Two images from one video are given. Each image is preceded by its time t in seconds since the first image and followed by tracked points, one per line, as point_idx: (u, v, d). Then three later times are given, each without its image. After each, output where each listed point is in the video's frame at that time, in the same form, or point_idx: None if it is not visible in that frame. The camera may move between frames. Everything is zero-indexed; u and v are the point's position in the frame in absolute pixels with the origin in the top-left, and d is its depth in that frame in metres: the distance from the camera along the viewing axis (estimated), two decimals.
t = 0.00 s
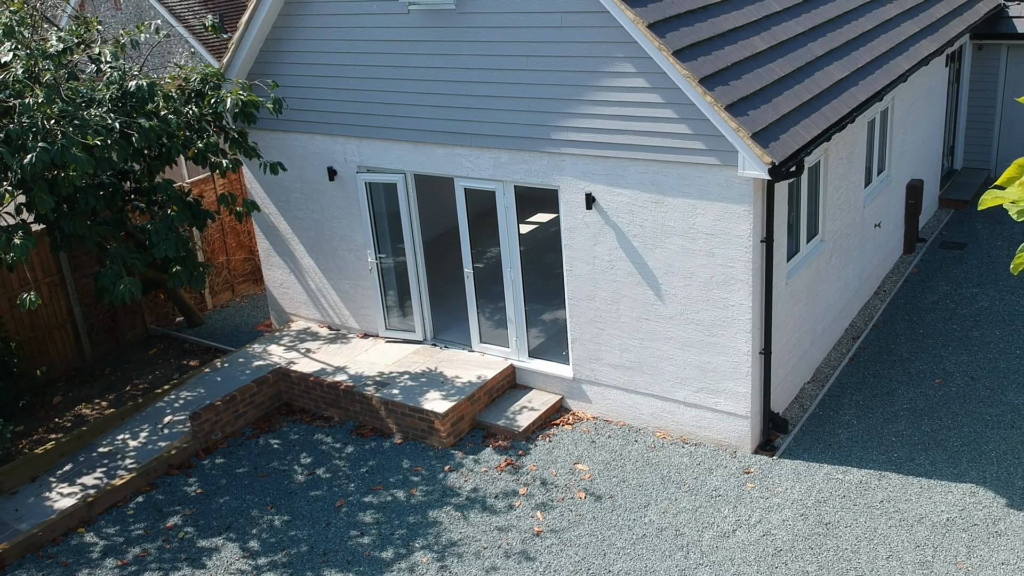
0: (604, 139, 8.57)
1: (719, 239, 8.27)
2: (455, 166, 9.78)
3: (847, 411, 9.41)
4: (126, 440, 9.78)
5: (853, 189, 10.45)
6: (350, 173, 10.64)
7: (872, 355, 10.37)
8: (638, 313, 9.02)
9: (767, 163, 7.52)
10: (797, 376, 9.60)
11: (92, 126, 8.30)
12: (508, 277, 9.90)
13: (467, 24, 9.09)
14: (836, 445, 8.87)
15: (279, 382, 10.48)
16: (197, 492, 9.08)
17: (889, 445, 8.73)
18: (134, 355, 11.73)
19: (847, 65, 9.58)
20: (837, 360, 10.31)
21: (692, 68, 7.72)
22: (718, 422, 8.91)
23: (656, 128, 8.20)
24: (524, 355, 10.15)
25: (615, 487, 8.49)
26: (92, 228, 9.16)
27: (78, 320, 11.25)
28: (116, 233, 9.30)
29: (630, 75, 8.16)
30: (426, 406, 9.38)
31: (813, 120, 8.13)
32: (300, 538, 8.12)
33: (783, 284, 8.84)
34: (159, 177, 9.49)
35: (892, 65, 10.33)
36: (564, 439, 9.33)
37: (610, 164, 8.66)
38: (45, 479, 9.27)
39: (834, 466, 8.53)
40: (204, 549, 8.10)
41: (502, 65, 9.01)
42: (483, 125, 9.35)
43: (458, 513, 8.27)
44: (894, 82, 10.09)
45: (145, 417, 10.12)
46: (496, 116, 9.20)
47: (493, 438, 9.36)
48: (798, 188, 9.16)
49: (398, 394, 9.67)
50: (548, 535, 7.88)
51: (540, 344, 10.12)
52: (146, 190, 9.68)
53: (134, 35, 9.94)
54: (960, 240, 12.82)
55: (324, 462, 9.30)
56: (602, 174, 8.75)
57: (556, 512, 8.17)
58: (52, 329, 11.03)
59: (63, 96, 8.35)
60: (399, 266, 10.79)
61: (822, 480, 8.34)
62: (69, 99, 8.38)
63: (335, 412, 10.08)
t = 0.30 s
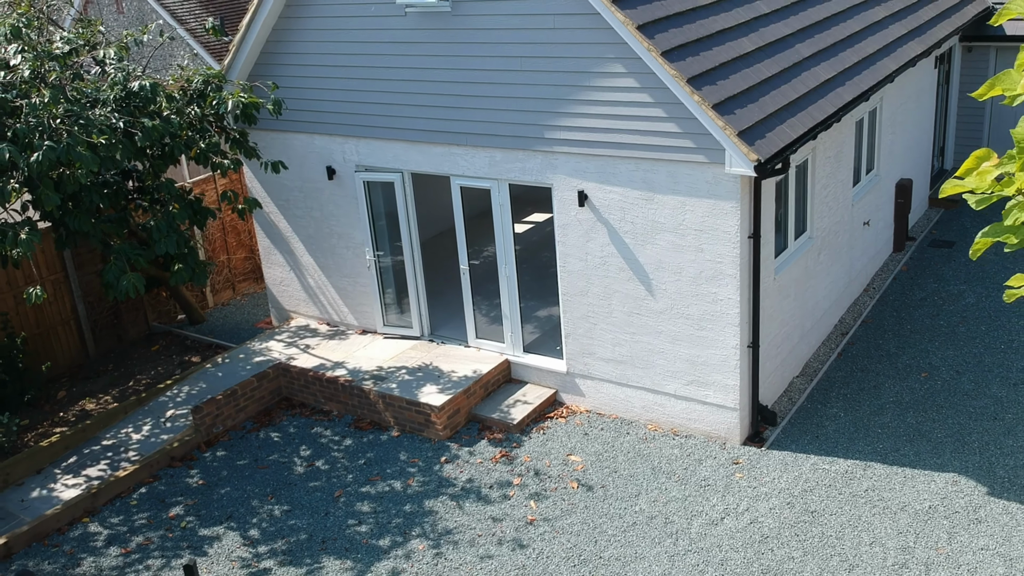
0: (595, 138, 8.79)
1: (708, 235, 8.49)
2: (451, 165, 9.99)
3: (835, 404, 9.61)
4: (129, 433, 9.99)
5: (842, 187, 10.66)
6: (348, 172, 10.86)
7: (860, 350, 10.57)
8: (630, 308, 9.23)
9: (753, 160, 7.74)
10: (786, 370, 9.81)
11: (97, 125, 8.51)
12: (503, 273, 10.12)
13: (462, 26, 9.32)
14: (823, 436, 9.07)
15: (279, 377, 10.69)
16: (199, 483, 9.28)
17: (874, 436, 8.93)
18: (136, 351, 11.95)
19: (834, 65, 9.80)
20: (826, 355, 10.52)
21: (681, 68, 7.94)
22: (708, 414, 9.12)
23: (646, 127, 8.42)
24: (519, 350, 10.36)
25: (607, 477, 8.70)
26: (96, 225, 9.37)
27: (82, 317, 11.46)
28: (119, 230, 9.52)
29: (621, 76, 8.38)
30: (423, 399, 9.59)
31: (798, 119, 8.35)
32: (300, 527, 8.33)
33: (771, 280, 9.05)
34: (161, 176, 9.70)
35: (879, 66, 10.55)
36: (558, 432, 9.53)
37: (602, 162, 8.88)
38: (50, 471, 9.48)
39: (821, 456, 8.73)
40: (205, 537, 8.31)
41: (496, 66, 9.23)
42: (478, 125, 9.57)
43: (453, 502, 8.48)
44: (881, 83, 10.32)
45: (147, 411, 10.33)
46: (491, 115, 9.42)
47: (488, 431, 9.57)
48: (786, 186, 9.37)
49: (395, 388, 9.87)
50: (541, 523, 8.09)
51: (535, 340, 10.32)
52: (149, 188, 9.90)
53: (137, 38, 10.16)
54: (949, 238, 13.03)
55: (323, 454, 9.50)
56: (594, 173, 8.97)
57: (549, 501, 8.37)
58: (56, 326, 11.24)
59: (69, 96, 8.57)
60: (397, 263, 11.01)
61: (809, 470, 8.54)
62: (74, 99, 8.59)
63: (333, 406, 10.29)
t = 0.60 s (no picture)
0: (592, 137, 9.02)
1: (701, 231, 8.72)
2: (452, 164, 10.23)
3: (827, 397, 9.83)
4: (137, 427, 10.20)
5: (834, 186, 10.89)
6: (351, 172, 11.10)
7: (853, 345, 10.79)
8: (626, 303, 9.45)
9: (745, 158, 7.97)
10: (780, 365, 10.02)
11: (107, 126, 8.73)
12: (503, 270, 10.34)
13: (463, 29, 9.56)
14: (815, 428, 9.29)
15: (283, 372, 10.91)
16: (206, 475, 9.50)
17: (865, 428, 9.14)
18: (143, 348, 12.17)
19: (826, 67, 10.03)
20: (819, 350, 10.74)
21: (674, 69, 8.18)
22: (703, 407, 9.33)
23: (641, 126, 8.65)
24: (518, 346, 10.58)
25: (604, 467, 8.92)
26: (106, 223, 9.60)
27: (90, 315, 11.69)
28: (128, 228, 9.73)
29: (616, 76, 8.62)
30: (425, 393, 9.81)
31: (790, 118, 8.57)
32: (305, 516, 8.55)
33: (764, 275, 9.27)
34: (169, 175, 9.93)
35: (870, 67, 10.78)
36: (556, 425, 9.75)
37: (598, 162, 9.11)
38: (61, 464, 9.70)
39: (813, 447, 8.94)
40: (213, 526, 8.53)
41: (495, 67, 9.47)
42: (477, 125, 9.81)
43: (454, 493, 8.70)
44: (872, 84, 10.55)
45: (155, 405, 10.55)
46: (491, 116, 9.65)
47: (489, 424, 9.78)
48: (778, 183, 9.60)
49: (397, 383, 10.09)
50: (540, 512, 8.31)
51: (534, 336, 10.54)
52: (156, 187, 10.12)
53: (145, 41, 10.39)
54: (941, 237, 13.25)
55: (327, 446, 9.73)
56: (591, 172, 9.20)
57: (547, 491, 8.60)
58: (64, 324, 11.46)
59: (80, 98, 8.79)
60: (399, 262, 11.24)
61: (801, 460, 8.76)
62: (84, 101, 8.82)
63: (337, 400, 10.51)
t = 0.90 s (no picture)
0: (589, 135, 9.30)
1: (695, 226, 8.98)
2: (453, 162, 10.50)
3: (819, 388, 10.09)
4: (146, 418, 10.45)
5: (826, 183, 11.16)
6: (354, 170, 11.37)
7: (844, 338, 11.06)
8: (623, 297, 9.71)
9: (736, 155, 8.24)
10: (772, 357, 10.29)
11: (118, 124, 8.99)
12: (503, 265, 10.61)
13: (464, 30, 9.84)
14: (806, 418, 9.55)
15: (288, 365, 11.17)
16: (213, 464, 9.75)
17: (855, 418, 9.40)
18: (150, 343, 12.42)
19: (817, 67, 10.30)
20: (811, 344, 11.01)
21: (668, 68, 8.45)
22: (697, 398, 9.59)
23: (636, 124, 8.92)
24: (518, 339, 10.84)
25: (601, 455, 9.18)
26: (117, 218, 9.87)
27: (98, 310, 11.95)
28: (137, 224, 10.00)
29: (613, 76, 8.89)
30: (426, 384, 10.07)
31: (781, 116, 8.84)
32: (310, 502, 8.81)
33: (757, 269, 9.54)
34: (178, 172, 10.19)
35: (861, 68, 11.05)
36: (554, 416, 10.01)
37: (595, 159, 9.38)
38: (71, 453, 9.95)
39: (804, 436, 9.20)
40: (221, 512, 8.79)
41: (495, 67, 9.74)
42: (478, 123, 10.08)
43: (455, 479, 8.96)
44: (863, 84, 10.82)
45: (163, 397, 10.80)
46: (491, 114, 9.93)
47: (489, 414, 10.04)
48: (770, 180, 9.87)
49: (399, 375, 10.35)
50: (538, 497, 8.57)
51: (533, 329, 10.80)
52: (165, 184, 10.39)
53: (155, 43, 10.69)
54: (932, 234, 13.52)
55: (331, 436, 9.99)
56: (588, 169, 9.47)
57: (546, 478, 8.86)
58: (74, 318, 11.73)
59: (92, 97, 9.06)
60: (401, 258, 11.51)
61: (792, 448, 9.02)
62: (96, 100, 9.10)
63: (340, 392, 10.76)
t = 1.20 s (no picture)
0: (586, 132, 9.59)
1: (688, 220, 9.27)
2: (454, 159, 10.79)
3: (809, 378, 10.37)
4: (155, 408, 10.72)
5: (818, 180, 11.46)
6: (358, 168, 11.67)
7: (836, 331, 11.34)
8: (619, 289, 10.00)
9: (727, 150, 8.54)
10: (765, 348, 10.57)
11: (131, 120, 9.31)
12: (503, 259, 10.89)
13: (464, 31, 10.15)
14: (797, 406, 9.83)
15: (293, 357, 11.45)
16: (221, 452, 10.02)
17: (844, 407, 9.68)
18: (158, 337, 12.69)
19: (808, 67, 10.60)
20: (803, 336, 11.29)
21: (662, 67, 8.75)
22: (691, 387, 9.87)
23: (632, 121, 9.21)
24: (517, 332, 11.13)
25: (597, 443, 9.46)
26: (128, 213, 10.16)
27: (107, 304, 12.23)
28: (147, 218, 10.28)
29: (609, 74, 9.19)
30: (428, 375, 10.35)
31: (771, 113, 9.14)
32: (315, 486, 9.10)
33: (749, 262, 9.83)
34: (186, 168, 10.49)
35: (851, 68, 11.36)
36: (552, 405, 10.30)
37: (592, 155, 9.68)
38: (83, 441, 10.22)
39: (794, 424, 9.48)
40: (229, 496, 9.07)
41: (495, 66, 10.04)
42: (478, 121, 10.38)
43: (456, 465, 9.25)
44: (853, 83, 11.12)
45: (171, 388, 11.06)
46: (491, 112, 10.23)
47: (489, 404, 10.33)
48: (762, 176, 10.17)
49: (402, 366, 10.63)
50: (536, 482, 8.87)
51: (532, 322, 11.08)
52: (174, 180, 10.69)
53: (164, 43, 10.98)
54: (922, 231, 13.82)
55: (335, 425, 10.27)
56: (585, 165, 9.77)
57: (544, 463, 9.15)
58: (83, 312, 12.00)
59: (105, 94, 9.39)
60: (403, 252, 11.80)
61: (783, 435, 9.30)
62: (110, 97, 9.44)
63: (344, 383, 11.04)
